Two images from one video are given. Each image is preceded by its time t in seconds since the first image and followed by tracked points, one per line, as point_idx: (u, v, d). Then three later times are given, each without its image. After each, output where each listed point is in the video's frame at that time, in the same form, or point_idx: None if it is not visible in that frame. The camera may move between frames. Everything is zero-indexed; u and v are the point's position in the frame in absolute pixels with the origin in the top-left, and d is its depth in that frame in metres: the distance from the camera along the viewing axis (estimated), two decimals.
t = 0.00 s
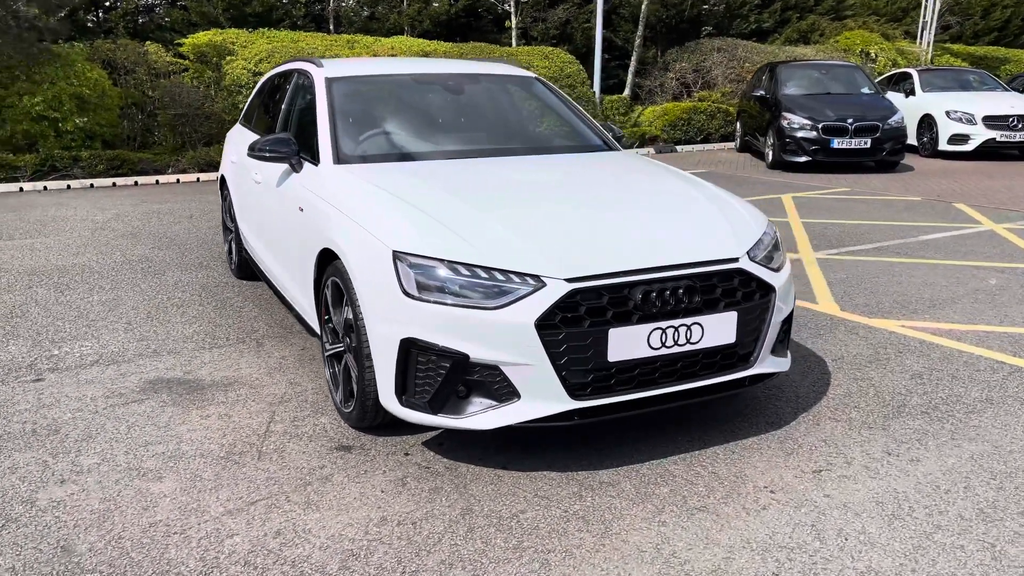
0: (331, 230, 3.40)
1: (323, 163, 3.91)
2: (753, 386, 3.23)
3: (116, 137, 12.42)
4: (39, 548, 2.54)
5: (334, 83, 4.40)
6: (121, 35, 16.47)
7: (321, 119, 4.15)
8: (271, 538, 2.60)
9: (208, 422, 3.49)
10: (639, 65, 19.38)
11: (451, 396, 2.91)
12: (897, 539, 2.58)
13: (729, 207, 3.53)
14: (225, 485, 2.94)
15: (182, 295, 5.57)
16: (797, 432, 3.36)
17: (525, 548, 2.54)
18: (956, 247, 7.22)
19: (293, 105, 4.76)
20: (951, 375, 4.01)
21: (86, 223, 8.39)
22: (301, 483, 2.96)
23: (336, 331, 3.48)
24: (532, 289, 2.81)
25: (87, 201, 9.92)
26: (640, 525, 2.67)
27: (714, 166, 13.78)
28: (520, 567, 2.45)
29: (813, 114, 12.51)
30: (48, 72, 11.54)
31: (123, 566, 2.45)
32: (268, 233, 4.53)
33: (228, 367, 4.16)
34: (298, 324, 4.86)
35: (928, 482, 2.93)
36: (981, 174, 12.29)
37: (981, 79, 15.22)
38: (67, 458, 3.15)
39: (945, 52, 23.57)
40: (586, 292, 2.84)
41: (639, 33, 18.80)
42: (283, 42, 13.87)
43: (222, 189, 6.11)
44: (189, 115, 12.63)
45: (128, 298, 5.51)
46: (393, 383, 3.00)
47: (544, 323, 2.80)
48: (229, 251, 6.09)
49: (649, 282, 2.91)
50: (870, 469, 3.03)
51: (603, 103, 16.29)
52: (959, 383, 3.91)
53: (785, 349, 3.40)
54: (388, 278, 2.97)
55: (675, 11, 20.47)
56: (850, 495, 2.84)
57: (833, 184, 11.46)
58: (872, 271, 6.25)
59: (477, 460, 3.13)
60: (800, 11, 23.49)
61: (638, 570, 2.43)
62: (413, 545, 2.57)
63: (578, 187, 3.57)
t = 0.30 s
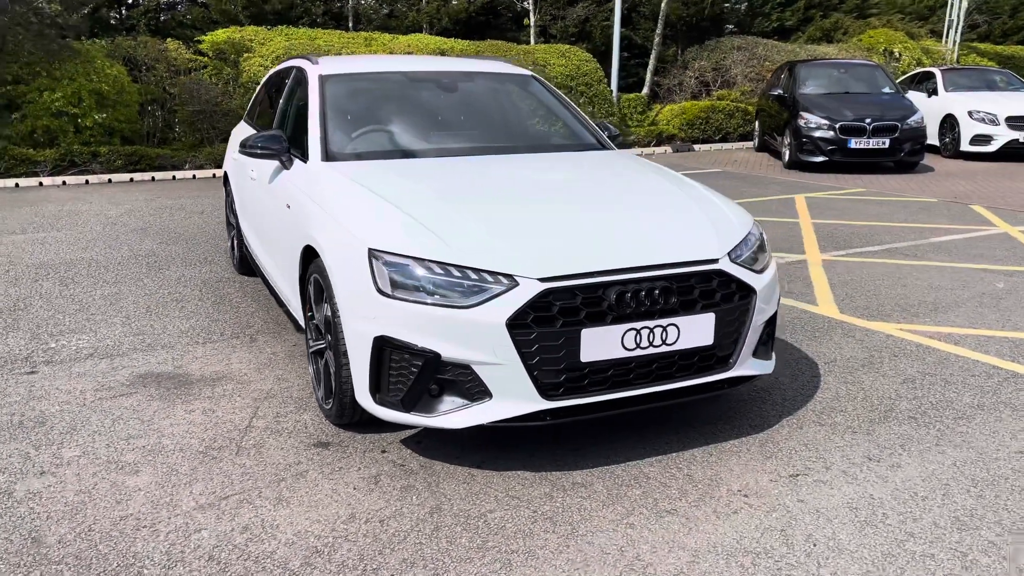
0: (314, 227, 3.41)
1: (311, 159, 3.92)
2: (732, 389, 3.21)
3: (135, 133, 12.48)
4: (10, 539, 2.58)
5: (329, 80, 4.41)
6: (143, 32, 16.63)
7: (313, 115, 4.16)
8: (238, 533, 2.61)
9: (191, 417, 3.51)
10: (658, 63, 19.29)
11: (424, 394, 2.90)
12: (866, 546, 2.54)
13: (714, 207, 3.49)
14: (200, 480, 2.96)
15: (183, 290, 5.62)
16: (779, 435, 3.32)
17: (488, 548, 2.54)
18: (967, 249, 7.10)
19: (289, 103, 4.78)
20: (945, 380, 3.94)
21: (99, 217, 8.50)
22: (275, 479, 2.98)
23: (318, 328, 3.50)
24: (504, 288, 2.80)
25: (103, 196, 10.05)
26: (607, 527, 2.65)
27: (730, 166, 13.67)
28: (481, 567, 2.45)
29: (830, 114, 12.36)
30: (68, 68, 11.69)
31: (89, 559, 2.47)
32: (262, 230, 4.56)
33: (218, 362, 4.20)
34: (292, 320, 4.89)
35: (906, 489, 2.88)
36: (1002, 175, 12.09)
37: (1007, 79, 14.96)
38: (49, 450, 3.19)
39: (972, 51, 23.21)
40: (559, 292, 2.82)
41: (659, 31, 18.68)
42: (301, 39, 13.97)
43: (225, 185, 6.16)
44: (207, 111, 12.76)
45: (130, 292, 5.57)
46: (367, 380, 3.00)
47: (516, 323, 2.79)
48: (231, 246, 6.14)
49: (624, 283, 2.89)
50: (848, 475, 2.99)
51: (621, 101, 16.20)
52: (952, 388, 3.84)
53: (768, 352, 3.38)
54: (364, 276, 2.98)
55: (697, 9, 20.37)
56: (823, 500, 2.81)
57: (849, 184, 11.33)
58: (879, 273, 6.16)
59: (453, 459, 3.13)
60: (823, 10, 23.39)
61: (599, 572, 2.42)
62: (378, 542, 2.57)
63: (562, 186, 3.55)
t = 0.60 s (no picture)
0: (304, 225, 3.44)
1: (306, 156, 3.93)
2: (718, 393, 3.18)
3: (155, 130, 12.53)
4: None
5: (329, 79, 4.43)
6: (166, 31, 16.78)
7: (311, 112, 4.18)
8: (215, 530, 2.63)
9: (182, 413, 3.54)
10: (678, 62, 19.20)
11: (404, 394, 2.90)
12: (843, 554, 2.50)
13: (704, 208, 3.46)
14: (183, 476, 2.98)
15: (188, 286, 5.67)
16: (767, 440, 3.29)
17: (461, 550, 2.53)
18: (982, 252, 6.99)
19: (289, 102, 4.80)
20: (944, 386, 3.88)
21: (115, 213, 8.60)
22: (257, 476, 2.99)
23: (307, 326, 3.51)
24: (485, 289, 2.79)
25: (120, 192, 10.18)
26: (582, 531, 2.64)
27: (748, 166, 13.56)
28: (452, 568, 2.45)
29: (850, 114, 12.22)
30: (88, 65, 11.82)
31: (65, 553, 2.50)
32: (260, 227, 4.59)
33: (214, 358, 4.23)
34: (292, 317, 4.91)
35: (891, 497, 2.84)
36: None
37: None
38: (39, 443, 3.23)
39: (1001, 50, 22.85)
40: (541, 293, 2.81)
41: (679, 30, 18.56)
42: (319, 37, 14.06)
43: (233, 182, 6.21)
44: (227, 109, 12.88)
45: (136, 288, 5.63)
46: (349, 379, 3.00)
47: (496, 323, 2.78)
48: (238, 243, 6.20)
49: (606, 284, 2.87)
50: (833, 482, 2.95)
51: (640, 100, 16.10)
52: (950, 394, 3.78)
53: (757, 356, 3.36)
54: (347, 275, 2.98)
55: (718, 8, 20.31)
56: (805, 507, 2.78)
57: (868, 186, 11.19)
58: (888, 277, 6.08)
59: (436, 459, 3.12)
60: (848, 9, 23.18)
61: None
62: (352, 542, 2.57)
63: (551, 185, 3.54)
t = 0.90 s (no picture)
0: (296, 224, 3.42)
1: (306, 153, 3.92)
2: (712, 398, 3.11)
3: (175, 128, 12.55)
4: None
5: (335, 75, 4.42)
6: (189, 30, 16.91)
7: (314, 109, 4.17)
8: (195, 529, 2.61)
9: (175, 411, 3.54)
10: (701, 61, 19.06)
11: (389, 395, 2.87)
12: (833, 566, 2.43)
13: (702, 208, 3.39)
14: (169, 474, 2.97)
15: (195, 283, 5.69)
16: (763, 446, 3.21)
17: (440, 554, 2.49)
18: (1003, 256, 6.83)
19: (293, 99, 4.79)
20: (951, 393, 3.78)
21: (131, 210, 8.67)
22: (242, 475, 2.97)
23: (299, 324, 3.49)
24: (472, 290, 2.75)
25: (138, 188, 10.27)
26: (565, 537, 2.58)
27: (768, 166, 13.40)
28: (429, 573, 2.41)
29: (873, 114, 12.03)
30: (110, 63, 11.86)
31: (43, 550, 2.49)
32: (261, 225, 4.58)
33: (213, 355, 4.22)
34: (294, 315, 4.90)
35: (887, 507, 2.76)
36: None
37: None
38: (29, 439, 3.23)
39: None
40: (528, 294, 2.76)
41: (702, 29, 18.41)
42: (339, 36, 14.13)
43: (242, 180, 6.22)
44: (246, 107, 13.00)
45: (143, 284, 5.66)
46: (335, 379, 2.97)
47: (481, 324, 2.74)
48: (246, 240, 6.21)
49: (596, 285, 2.82)
50: (828, 490, 2.87)
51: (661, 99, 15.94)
52: (957, 402, 3.67)
53: (755, 360, 3.29)
54: (334, 274, 2.95)
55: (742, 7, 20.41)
56: (797, 516, 2.70)
57: (890, 187, 11.01)
58: (903, 280, 5.96)
59: (423, 461, 3.08)
60: (876, 8, 22.90)
61: None
62: (330, 544, 2.54)
63: (547, 184, 3.49)
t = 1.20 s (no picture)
0: (284, 225, 3.38)
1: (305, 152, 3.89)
2: (701, 405, 3.04)
3: (196, 127, 12.63)
4: None
5: (339, 75, 4.40)
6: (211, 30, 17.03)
7: (317, 108, 4.15)
8: (170, 533, 2.58)
9: (165, 411, 3.52)
10: (723, 60, 18.90)
11: (370, 399, 2.82)
12: None
13: (697, 210, 3.31)
14: (150, 476, 2.94)
15: (200, 282, 5.69)
16: (757, 455, 3.13)
17: (414, 563, 2.44)
18: None
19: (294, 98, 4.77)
20: (957, 402, 3.66)
21: (146, 208, 8.73)
22: (224, 478, 2.94)
23: (288, 325, 3.46)
24: (453, 292, 2.69)
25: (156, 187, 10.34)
26: (543, 547, 2.52)
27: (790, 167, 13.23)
28: None
29: (896, 114, 11.80)
30: (132, 62, 11.91)
31: (16, 552, 2.48)
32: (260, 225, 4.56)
33: (208, 356, 4.20)
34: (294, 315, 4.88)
35: (880, 521, 2.66)
36: None
37: None
38: (16, 439, 3.23)
39: None
40: (510, 297, 2.70)
41: (725, 28, 18.25)
42: (358, 36, 14.18)
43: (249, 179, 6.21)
44: (266, 107, 13.14)
45: (149, 283, 5.67)
46: (317, 382, 2.93)
47: (462, 328, 2.69)
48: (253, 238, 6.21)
49: (581, 289, 2.75)
50: (820, 502, 2.78)
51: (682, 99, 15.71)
52: (963, 411, 3.56)
53: (749, 367, 3.20)
54: (317, 275, 2.91)
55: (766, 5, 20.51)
56: (785, 529, 2.62)
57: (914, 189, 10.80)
58: (918, 284, 5.82)
59: (407, 465, 3.03)
60: (905, 7, 22.59)
61: None
62: (304, 550, 2.50)
63: (539, 185, 3.43)
